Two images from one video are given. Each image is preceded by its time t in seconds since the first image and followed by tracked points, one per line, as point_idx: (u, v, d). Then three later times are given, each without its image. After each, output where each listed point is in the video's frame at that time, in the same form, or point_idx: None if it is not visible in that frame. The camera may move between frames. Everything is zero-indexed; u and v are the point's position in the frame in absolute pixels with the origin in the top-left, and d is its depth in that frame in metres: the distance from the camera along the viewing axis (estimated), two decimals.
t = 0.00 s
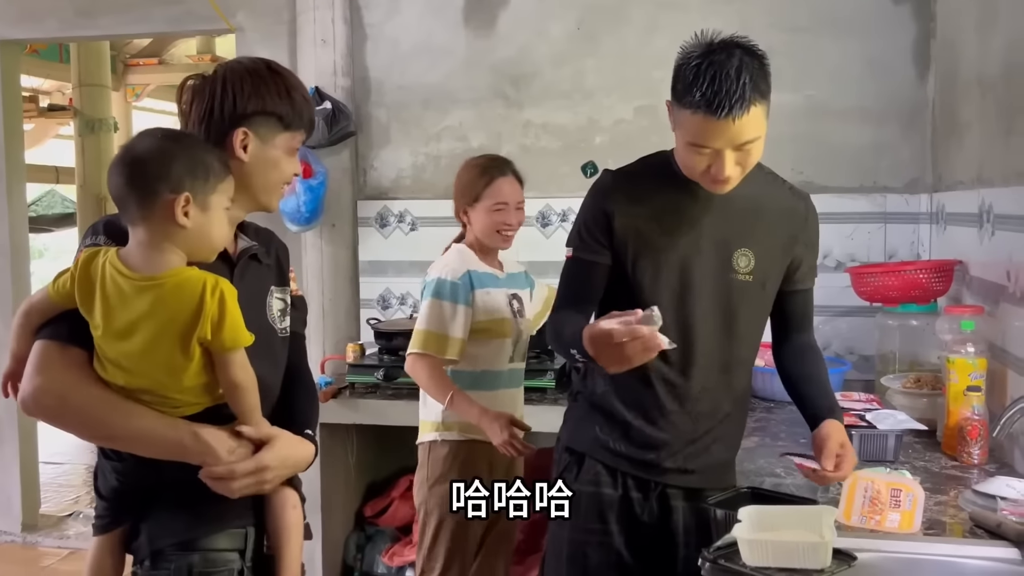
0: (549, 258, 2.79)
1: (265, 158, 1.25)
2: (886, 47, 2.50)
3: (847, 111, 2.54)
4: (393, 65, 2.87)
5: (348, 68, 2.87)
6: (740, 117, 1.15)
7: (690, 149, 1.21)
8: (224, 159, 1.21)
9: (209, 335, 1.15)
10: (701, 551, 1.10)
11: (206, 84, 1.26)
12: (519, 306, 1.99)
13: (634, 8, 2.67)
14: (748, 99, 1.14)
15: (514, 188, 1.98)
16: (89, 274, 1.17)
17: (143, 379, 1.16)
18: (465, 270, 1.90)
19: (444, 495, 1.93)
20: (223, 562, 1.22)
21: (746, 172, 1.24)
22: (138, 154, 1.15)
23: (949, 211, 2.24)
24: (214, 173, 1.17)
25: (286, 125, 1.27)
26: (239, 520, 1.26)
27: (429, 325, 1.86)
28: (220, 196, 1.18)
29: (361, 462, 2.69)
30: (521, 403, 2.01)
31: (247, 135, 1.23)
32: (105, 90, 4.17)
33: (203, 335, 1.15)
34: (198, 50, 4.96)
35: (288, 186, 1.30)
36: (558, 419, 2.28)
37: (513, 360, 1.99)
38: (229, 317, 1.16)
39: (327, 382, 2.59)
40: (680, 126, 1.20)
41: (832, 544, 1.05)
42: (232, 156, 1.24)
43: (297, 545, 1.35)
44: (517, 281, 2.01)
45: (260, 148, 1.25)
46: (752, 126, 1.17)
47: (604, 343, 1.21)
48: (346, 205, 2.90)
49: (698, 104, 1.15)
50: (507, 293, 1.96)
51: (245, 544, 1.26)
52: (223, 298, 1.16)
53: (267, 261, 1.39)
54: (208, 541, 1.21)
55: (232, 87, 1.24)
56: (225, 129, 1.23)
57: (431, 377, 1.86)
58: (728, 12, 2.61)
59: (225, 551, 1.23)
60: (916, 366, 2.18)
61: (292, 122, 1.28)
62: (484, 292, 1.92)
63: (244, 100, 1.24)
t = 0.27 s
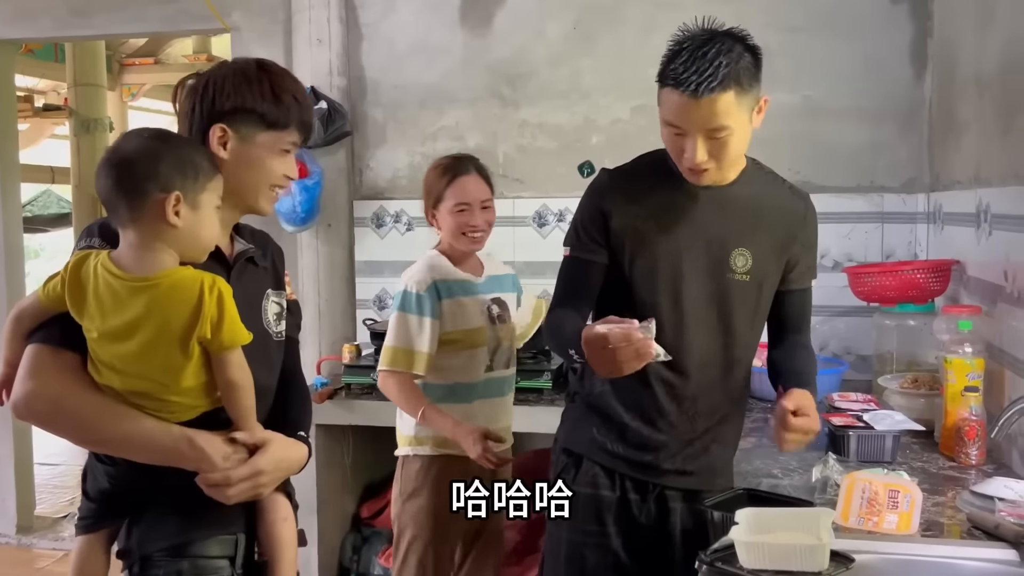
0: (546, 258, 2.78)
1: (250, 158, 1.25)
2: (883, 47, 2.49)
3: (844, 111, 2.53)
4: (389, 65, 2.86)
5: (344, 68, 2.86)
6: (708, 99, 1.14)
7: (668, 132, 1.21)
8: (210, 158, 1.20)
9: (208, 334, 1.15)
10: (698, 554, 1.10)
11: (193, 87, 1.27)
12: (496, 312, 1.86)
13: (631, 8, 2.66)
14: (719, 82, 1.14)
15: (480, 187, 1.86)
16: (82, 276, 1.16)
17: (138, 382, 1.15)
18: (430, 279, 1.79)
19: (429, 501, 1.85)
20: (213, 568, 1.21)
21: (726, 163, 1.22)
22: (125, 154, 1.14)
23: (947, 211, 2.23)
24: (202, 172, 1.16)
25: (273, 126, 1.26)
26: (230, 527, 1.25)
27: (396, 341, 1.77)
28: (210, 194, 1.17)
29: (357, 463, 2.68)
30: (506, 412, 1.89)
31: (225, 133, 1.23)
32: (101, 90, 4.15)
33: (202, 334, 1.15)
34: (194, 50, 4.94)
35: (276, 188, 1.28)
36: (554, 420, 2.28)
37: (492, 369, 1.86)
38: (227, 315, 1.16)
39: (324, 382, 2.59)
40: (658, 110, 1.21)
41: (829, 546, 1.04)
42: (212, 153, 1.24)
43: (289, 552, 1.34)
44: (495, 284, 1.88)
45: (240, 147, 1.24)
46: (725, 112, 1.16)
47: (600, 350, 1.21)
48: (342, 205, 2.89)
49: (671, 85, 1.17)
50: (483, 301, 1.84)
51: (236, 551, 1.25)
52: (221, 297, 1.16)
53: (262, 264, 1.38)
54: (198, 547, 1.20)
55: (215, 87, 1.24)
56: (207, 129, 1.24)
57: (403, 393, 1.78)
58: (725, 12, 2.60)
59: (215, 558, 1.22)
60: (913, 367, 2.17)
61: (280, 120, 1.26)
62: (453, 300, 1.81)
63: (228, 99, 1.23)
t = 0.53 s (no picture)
0: (543, 258, 2.78)
1: (235, 152, 1.28)
2: (880, 47, 2.50)
3: (842, 110, 2.54)
4: (387, 65, 2.86)
5: (341, 68, 2.86)
6: (690, 83, 1.18)
7: (656, 122, 1.25)
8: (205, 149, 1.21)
9: (207, 332, 1.16)
10: (696, 553, 1.10)
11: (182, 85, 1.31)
12: (450, 333, 1.78)
13: (629, 8, 2.66)
14: (700, 67, 1.18)
15: (432, 194, 1.79)
16: (78, 272, 1.15)
17: (134, 379, 1.15)
18: (374, 300, 1.71)
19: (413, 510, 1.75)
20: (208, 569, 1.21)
21: (717, 153, 1.25)
22: (130, 149, 1.13)
23: (944, 210, 2.24)
24: (207, 170, 1.16)
25: (260, 119, 1.28)
26: (223, 528, 1.26)
27: (341, 366, 1.70)
28: (214, 195, 1.18)
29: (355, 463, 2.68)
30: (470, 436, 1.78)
31: (211, 128, 1.27)
32: (98, 91, 4.15)
33: (201, 331, 1.15)
34: (192, 50, 4.94)
35: (266, 179, 1.31)
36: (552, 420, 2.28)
37: (451, 394, 1.76)
38: (226, 313, 1.17)
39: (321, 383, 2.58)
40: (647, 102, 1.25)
41: (827, 545, 1.04)
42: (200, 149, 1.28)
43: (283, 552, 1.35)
44: (452, 301, 1.80)
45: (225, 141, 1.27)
46: (708, 97, 1.19)
47: (595, 344, 1.25)
48: (340, 205, 2.89)
49: (655, 74, 1.21)
50: (431, 320, 1.76)
51: (230, 552, 1.25)
52: (220, 294, 1.17)
53: (262, 265, 1.38)
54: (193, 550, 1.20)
55: (200, 85, 1.29)
56: (194, 126, 1.28)
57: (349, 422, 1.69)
58: (723, 12, 2.61)
59: (210, 560, 1.22)
60: (911, 366, 2.17)
61: (264, 112, 1.28)
62: (400, 322, 1.73)
63: (213, 96, 1.27)
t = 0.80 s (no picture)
0: (542, 258, 2.79)
1: (231, 151, 1.29)
2: (879, 47, 2.50)
3: (840, 110, 2.54)
4: (385, 66, 2.87)
5: (340, 68, 2.86)
6: (664, 75, 1.23)
7: (638, 117, 1.30)
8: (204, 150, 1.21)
9: (181, 342, 1.14)
10: (692, 552, 1.10)
11: (179, 85, 1.32)
12: (412, 345, 1.71)
13: (627, 8, 2.66)
14: (673, 58, 1.23)
15: (398, 193, 1.71)
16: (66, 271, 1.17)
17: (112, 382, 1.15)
18: (329, 308, 1.66)
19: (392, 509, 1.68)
20: (199, 566, 1.24)
21: (700, 145, 1.28)
22: (129, 156, 1.13)
23: (942, 210, 2.24)
24: (206, 186, 1.16)
25: (255, 119, 1.29)
26: (213, 523, 1.28)
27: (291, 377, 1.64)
28: (210, 210, 1.17)
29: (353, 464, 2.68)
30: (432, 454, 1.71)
31: (207, 128, 1.28)
32: (98, 91, 4.15)
33: (175, 341, 1.13)
34: (192, 51, 4.94)
35: (263, 178, 1.31)
36: (551, 420, 2.27)
37: (410, 410, 1.70)
38: (202, 324, 1.15)
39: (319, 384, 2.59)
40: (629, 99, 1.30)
41: (823, 544, 1.04)
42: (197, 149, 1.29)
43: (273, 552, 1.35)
44: (416, 311, 1.73)
45: (221, 140, 1.28)
46: (683, 88, 1.24)
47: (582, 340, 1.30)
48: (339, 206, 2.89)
49: (633, 68, 1.26)
50: (389, 331, 1.69)
51: (221, 549, 1.28)
52: (198, 304, 1.15)
53: (261, 264, 1.39)
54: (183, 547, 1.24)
55: (196, 84, 1.30)
56: (190, 126, 1.29)
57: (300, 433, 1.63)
58: (720, 12, 2.61)
59: (201, 556, 1.25)
60: (909, 366, 2.17)
61: (259, 111, 1.29)
62: (357, 333, 1.67)
63: (208, 95, 1.28)
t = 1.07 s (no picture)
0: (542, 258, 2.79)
1: (228, 151, 1.29)
2: (879, 46, 2.49)
3: (840, 110, 2.53)
4: (385, 66, 2.87)
5: (340, 68, 2.86)
6: (646, 76, 1.24)
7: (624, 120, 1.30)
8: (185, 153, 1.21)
9: (158, 349, 1.14)
10: (691, 551, 1.10)
11: (179, 84, 1.33)
12: (407, 344, 1.69)
13: (627, 7, 2.66)
14: (655, 59, 1.24)
15: (398, 187, 1.67)
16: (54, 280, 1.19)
17: (98, 390, 1.17)
18: (323, 306, 1.65)
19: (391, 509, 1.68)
20: (197, 562, 1.25)
21: (686, 141, 1.29)
22: (102, 165, 1.14)
23: (942, 210, 2.23)
24: (175, 193, 1.15)
25: (254, 119, 1.29)
26: (213, 521, 1.29)
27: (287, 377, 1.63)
28: (181, 217, 1.16)
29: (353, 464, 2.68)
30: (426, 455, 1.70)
31: (205, 127, 1.29)
32: (99, 92, 4.15)
33: (151, 348, 1.14)
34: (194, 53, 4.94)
35: (261, 178, 1.31)
36: (551, 420, 2.27)
37: (404, 410, 1.69)
38: (178, 332, 1.14)
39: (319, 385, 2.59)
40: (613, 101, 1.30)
41: (821, 544, 1.04)
42: (195, 148, 1.30)
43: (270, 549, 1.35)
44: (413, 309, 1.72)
45: (219, 139, 1.28)
46: (669, 87, 1.24)
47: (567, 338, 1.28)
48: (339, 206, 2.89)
49: (615, 72, 1.27)
50: (385, 328, 1.68)
51: (219, 545, 1.28)
52: (173, 312, 1.14)
53: (263, 261, 1.40)
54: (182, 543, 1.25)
55: (196, 84, 1.30)
56: (188, 126, 1.30)
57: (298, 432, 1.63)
58: (720, 12, 2.60)
59: (199, 551, 1.26)
60: (909, 365, 2.17)
61: (258, 112, 1.29)
62: (352, 332, 1.66)
63: (207, 94, 1.29)
